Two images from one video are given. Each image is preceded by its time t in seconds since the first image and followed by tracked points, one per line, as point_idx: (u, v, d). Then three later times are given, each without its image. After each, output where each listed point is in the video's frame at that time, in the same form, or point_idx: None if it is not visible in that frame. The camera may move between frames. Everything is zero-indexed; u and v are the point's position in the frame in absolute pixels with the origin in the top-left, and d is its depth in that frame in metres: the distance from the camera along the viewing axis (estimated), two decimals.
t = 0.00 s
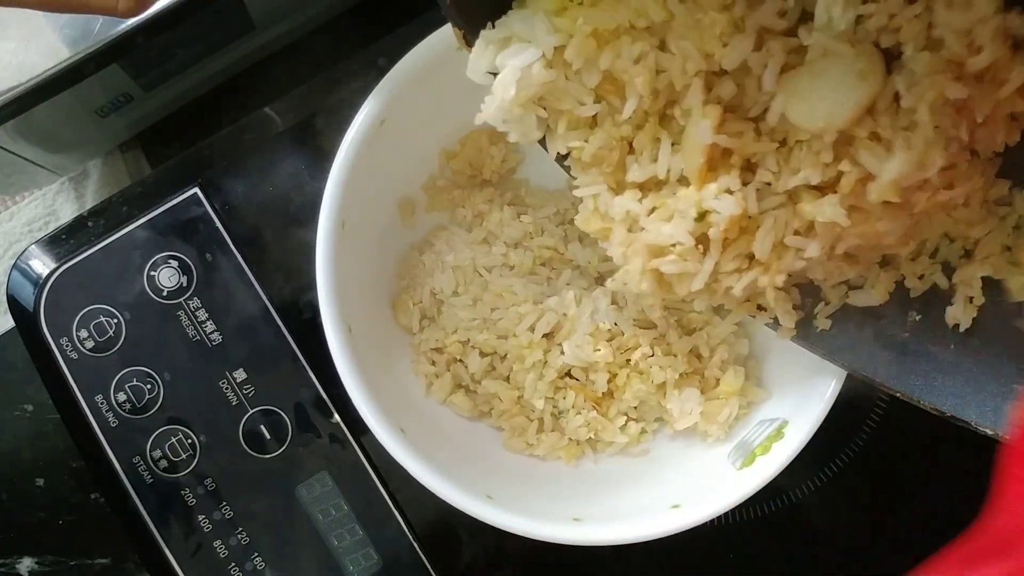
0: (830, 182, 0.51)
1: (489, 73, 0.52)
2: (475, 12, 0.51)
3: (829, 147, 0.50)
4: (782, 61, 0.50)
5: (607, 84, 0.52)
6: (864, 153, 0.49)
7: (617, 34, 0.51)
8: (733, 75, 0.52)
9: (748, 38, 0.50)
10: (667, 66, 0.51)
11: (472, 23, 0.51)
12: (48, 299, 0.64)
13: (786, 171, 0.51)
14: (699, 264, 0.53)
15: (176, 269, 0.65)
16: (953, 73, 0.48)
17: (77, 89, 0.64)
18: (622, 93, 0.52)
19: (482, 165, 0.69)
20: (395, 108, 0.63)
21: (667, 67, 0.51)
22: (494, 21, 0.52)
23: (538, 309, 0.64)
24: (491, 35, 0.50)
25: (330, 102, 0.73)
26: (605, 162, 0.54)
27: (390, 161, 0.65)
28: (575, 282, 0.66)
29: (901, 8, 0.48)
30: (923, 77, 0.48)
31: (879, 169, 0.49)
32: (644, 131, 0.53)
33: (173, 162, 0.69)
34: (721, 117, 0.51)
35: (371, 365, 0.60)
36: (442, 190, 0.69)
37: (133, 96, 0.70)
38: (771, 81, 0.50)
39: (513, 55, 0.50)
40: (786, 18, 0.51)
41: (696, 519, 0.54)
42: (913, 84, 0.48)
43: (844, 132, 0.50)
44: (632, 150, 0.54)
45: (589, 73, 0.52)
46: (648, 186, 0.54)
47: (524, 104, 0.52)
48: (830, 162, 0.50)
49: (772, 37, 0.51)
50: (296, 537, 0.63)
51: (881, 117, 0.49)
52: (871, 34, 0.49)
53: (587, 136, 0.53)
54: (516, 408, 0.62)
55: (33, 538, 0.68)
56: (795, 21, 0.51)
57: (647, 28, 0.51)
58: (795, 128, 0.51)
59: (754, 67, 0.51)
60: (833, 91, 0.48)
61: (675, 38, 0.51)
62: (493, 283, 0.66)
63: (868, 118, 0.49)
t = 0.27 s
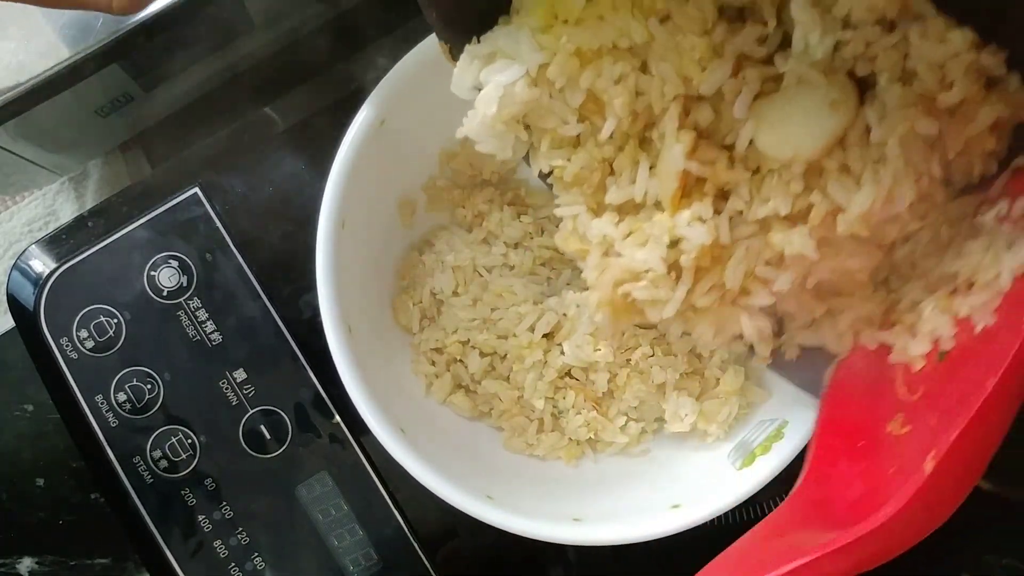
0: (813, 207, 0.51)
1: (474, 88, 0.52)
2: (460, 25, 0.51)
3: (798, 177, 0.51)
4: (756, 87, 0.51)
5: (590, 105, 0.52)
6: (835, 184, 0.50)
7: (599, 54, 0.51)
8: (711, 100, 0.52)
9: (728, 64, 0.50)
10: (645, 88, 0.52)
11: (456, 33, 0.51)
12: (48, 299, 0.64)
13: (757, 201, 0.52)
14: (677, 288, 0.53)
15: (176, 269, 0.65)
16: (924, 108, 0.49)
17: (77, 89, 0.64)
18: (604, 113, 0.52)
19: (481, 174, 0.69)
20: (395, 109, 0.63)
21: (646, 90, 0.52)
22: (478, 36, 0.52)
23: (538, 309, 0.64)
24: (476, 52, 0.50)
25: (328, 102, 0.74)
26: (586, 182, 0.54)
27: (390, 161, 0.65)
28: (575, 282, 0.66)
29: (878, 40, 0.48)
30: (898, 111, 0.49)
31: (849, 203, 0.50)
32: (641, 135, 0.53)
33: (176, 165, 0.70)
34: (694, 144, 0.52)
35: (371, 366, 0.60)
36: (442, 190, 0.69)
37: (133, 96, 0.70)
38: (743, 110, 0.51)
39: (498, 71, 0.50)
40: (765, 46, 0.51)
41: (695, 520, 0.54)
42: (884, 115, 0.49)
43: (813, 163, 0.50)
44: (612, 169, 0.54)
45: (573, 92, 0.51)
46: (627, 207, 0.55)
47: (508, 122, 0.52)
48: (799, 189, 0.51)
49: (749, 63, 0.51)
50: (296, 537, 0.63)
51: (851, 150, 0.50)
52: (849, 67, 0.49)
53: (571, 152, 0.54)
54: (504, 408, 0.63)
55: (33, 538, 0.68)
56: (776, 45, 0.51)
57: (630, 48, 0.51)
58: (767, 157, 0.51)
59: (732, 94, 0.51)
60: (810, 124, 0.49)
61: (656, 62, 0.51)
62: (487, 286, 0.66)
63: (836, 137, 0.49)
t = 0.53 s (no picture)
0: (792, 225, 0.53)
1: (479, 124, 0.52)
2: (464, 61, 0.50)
3: (786, 215, 0.53)
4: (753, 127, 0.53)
5: (594, 136, 0.53)
6: (824, 224, 0.52)
7: (605, 89, 0.52)
8: (712, 138, 0.54)
9: (729, 102, 0.53)
10: (648, 124, 0.52)
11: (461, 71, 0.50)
12: (48, 299, 0.64)
13: (742, 232, 0.54)
14: (677, 312, 0.53)
15: (176, 269, 0.66)
16: (921, 159, 0.52)
17: (77, 89, 0.64)
18: (607, 145, 0.53)
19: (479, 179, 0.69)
20: (395, 109, 0.62)
21: (648, 125, 0.52)
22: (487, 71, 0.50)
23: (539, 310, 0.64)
24: (482, 89, 0.50)
25: (326, 102, 0.72)
26: (586, 213, 0.55)
27: (390, 161, 0.65)
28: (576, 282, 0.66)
29: (880, 88, 0.52)
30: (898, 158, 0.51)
31: (836, 243, 0.52)
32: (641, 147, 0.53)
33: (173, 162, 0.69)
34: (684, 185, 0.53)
35: (371, 365, 0.60)
36: (442, 190, 0.69)
37: (133, 96, 0.70)
38: (740, 146, 0.53)
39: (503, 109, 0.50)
40: (767, 87, 0.54)
41: (695, 516, 0.53)
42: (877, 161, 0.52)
43: (805, 202, 0.53)
44: (611, 201, 0.55)
45: (578, 125, 0.52)
46: (621, 236, 0.55)
47: (513, 153, 0.52)
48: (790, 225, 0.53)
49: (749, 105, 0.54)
50: (296, 537, 0.63)
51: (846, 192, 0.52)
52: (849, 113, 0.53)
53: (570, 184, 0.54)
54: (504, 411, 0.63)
55: (33, 538, 0.68)
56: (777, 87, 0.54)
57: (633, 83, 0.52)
58: (760, 192, 0.53)
59: (730, 130, 0.53)
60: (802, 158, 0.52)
61: (659, 98, 0.52)
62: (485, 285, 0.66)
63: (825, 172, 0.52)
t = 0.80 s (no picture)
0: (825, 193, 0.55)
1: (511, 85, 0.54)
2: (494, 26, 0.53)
3: (831, 174, 0.54)
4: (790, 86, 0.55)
5: (625, 98, 0.55)
6: (864, 184, 0.54)
7: (636, 49, 0.54)
8: (747, 95, 0.56)
9: (764, 58, 0.54)
10: (682, 82, 0.55)
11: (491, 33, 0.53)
12: (48, 299, 0.64)
13: (783, 193, 0.56)
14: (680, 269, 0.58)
15: (176, 269, 0.66)
16: (964, 126, 0.52)
17: (78, 89, 0.64)
18: (639, 106, 0.55)
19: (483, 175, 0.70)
20: (395, 108, 0.62)
21: (681, 84, 0.55)
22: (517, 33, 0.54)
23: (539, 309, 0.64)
24: (513, 49, 0.53)
25: (327, 102, 0.73)
26: (616, 177, 0.58)
27: (389, 161, 0.65)
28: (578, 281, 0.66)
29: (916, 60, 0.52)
30: (938, 123, 0.52)
31: (872, 202, 0.54)
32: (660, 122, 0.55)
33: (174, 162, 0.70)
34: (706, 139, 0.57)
35: (371, 366, 0.60)
36: (442, 190, 0.69)
37: (133, 96, 0.70)
38: (778, 103, 0.55)
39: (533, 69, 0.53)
40: (802, 43, 0.55)
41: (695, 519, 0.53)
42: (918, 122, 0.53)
43: (849, 161, 0.54)
44: (641, 164, 0.57)
45: (607, 87, 0.55)
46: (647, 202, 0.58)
47: (541, 117, 0.55)
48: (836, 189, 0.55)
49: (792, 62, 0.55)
50: (296, 537, 0.63)
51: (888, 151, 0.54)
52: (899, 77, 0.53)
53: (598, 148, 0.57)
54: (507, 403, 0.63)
55: (33, 538, 0.68)
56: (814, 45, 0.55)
57: (664, 44, 0.55)
58: (801, 150, 0.55)
59: (766, 91, 0.55)
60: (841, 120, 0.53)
61: (693, 58, 0.55)
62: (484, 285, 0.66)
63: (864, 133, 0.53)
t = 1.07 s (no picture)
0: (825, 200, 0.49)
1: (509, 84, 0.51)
2: (496, 20, 0.51)
3: (832, 179, 0.48)
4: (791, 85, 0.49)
5: (622, 98, 0.51)
6: (864, 193, 0.48)
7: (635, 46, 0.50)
8: (747, 93, 0.50)
9: (764, 56, 0.49)
10: (681, 80, 0.49)
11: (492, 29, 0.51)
12: (48, 299, 0.64)
13: (784, 198, 0.50)
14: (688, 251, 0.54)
15: (175, 269, 0.65)
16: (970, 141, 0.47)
17: (78, 88, 0.64)
18: (637, 105, 0.51)
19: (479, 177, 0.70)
20: (396, 108, 0.62)
21: (681, 82, 0.49)
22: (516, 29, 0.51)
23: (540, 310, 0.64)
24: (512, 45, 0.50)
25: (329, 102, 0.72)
26: (615, 176, 0.53)
27: (390, 160, 0.65)
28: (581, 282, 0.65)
29: (932, 55, 0.45)
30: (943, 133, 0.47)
31: (873, 214, 0.48)
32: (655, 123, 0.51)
33: (174, 162, 0.70)
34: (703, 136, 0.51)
35: (371, 365, 0.60)
36: (442, 190, 0.69)
37: (133, 96, 0.70)
38: (776, 102, 0.49)
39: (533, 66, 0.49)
40: (802, 39, 0.49)
41: (695, 519, 0.54)
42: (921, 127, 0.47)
43: (849, 166, 0.48)
44: (640, 163, 0.53)
45: (607, 84, 0.51)
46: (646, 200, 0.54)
47: (540, 114, 0.51)
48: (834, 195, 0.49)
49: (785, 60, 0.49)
50: (296, 537, 0.63)
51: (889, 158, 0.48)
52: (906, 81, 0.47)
53: (590, 151, 0.53)
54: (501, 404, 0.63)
55: (33, 538, 0.69)
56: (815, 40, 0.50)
57: (664, 41, 0.50)
58: (801, 153, 0.49)
59: (764, 88, 0.50)
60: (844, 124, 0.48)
61: (690, 54, 0.50)
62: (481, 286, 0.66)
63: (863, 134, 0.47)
